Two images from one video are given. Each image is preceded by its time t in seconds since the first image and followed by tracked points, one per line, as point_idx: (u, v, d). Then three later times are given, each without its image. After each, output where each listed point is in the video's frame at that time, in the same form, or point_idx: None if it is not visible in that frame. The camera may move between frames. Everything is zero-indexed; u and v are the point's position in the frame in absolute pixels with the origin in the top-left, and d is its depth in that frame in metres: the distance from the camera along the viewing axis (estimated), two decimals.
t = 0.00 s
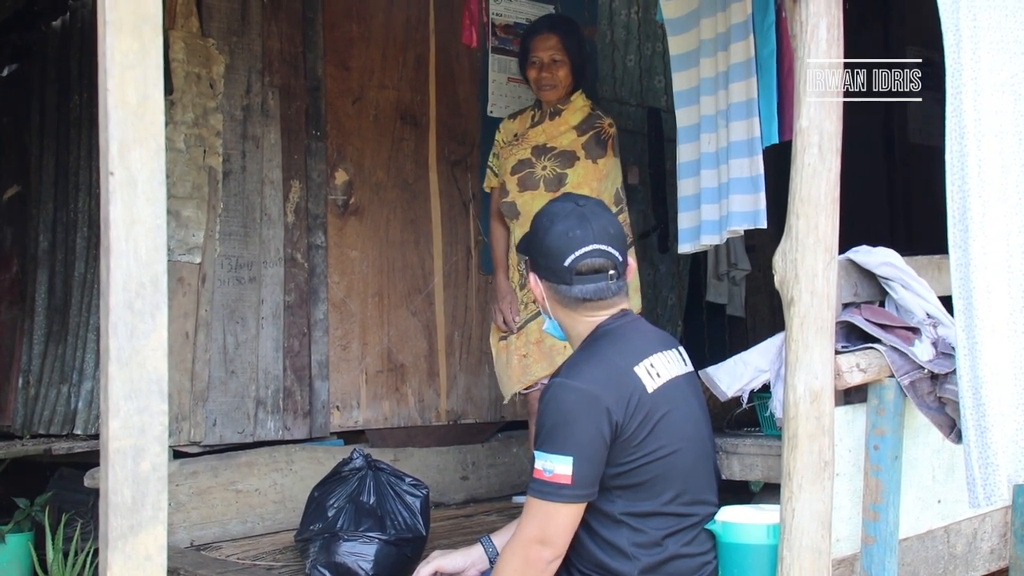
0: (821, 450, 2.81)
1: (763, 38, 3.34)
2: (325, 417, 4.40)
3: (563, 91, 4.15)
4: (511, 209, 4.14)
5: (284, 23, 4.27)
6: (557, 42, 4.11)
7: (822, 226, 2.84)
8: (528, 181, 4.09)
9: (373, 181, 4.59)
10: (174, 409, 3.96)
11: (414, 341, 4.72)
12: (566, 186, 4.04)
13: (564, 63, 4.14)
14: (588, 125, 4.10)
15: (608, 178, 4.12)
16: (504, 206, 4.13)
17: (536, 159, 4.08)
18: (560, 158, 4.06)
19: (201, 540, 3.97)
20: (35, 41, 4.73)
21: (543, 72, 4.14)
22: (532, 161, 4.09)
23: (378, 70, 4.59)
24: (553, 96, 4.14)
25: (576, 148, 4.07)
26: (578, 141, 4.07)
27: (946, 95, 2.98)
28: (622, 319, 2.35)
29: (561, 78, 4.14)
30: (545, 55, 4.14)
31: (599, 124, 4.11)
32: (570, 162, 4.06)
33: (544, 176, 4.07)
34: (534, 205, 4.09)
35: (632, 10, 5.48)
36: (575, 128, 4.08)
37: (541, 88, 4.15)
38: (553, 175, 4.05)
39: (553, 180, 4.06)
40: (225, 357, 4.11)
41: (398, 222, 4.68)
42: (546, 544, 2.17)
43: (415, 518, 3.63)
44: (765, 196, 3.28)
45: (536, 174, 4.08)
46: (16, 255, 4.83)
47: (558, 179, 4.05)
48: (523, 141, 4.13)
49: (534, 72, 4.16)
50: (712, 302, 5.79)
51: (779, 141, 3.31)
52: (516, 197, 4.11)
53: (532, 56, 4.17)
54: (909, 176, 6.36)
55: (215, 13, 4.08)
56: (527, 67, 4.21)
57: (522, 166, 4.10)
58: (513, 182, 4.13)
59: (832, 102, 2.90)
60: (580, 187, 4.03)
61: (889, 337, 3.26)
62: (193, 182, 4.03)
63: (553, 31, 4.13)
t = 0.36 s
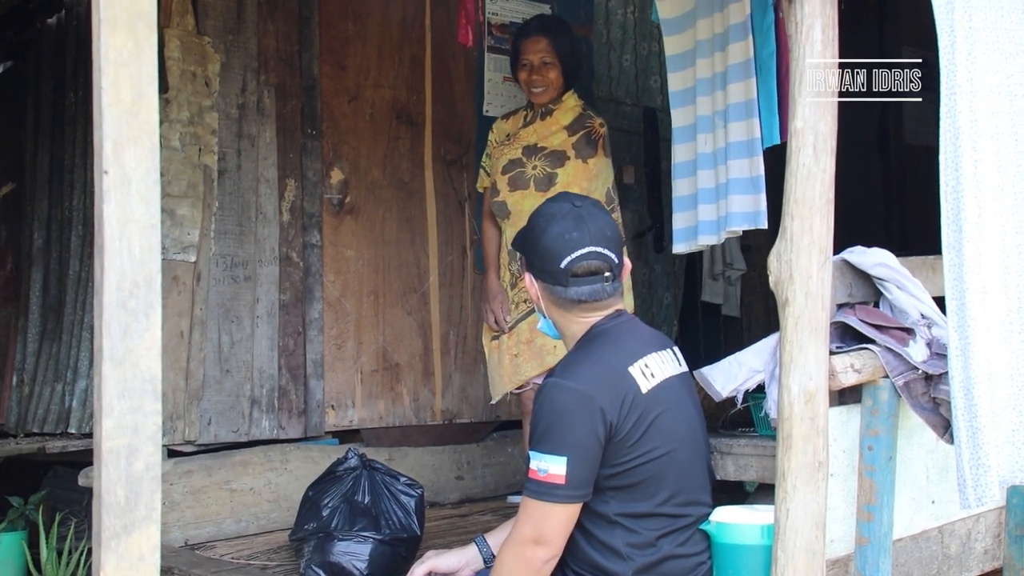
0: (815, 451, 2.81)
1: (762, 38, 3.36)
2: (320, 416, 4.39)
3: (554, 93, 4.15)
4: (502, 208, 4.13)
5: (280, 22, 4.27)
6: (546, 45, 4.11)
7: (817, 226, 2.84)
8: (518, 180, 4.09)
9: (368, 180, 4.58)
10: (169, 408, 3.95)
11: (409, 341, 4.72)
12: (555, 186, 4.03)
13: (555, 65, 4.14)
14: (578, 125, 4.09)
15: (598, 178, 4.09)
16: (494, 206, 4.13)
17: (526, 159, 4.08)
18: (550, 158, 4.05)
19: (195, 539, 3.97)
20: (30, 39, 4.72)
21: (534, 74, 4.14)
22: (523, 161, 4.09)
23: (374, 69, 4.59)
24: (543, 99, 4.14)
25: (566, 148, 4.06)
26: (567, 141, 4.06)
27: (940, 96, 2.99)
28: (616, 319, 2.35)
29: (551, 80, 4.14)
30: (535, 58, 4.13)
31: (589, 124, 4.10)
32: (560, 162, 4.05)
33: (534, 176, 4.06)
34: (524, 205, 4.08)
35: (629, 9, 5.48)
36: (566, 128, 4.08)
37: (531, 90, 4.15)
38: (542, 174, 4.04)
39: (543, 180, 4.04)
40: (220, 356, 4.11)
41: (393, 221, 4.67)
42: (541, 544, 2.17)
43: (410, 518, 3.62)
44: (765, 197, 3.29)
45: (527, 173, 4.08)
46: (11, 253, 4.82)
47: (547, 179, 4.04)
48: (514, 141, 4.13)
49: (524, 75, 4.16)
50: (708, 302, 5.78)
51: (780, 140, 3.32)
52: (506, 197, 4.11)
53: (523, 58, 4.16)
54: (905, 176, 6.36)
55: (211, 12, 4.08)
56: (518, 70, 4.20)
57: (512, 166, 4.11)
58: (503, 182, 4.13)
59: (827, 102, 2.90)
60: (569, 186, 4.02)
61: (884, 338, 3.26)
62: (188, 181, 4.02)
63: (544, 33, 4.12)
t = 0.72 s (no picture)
0: (806, 451, 2.82)
1: (753, 39, 3.36)
2: (311, 417, 4.38)
3: (544, 91, 4.15)
4: (489, 210, 4.14)
5: (270, 23, 4.26)
6: (537, 44, 4.15)
7: (808, 226, 2.85)
8: (506, 181, 4.08)
9: (359, 182, 4.58)
10: (159, 410, 3.94)
11: (400, 342, 4.71)
12: (544, 186, 4.02)
13: (545, 65, 4.16)
14: (566, 126, 4.08)
15: (586, 179, 4.09)
16: (482, 207, 4.13)
17: (514, 160, 4.08)
18: (538, 159, 4.05)
19: (186, 541, 3.96)
20: (19, 41, 4.70)
21: (524, 73, 4.16)
22: (510, 161, 4.09)
23: (364, 70, 4.58)
24: (533, 97, 4.14)
25: (553, 149, 4.05)
26: (556, 142, 4.06)
27: (925, 97, 3.00)
28: (610, 320, 2.36)
29: (542, 78, 4.16)
30: (526, 56, 4.16)
31: (576, 125, 4.09)
32: (548, 163, 4.04)
33: (522, 176, 4.06)
34: (512, 206, 4.07)
35: (619, 11, 5.49)
36: (553, 129, 4.07)
37: (520, 88, 4.16)
38: (530, 175, 4.04)
39: (531, 181, 4.04)
40: (211, 358, 4.09)
41: (384, 222, 4.67)
42: (533, 547, 2.17)
43: (401, 519, 3.62)
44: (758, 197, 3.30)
45: (514, 174, 4.07)
46: None
47: (535, 180, 4.03)
48: (501, 142, 4.14)
49: (514, 74, 4.17)
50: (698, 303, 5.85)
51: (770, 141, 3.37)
52: (494, 198, 4.11)
53: (513, 57, 4.19)
54: (894, 177, 6.39)
55: (201, 13, 4.07)
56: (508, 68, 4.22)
57: (500, 167, 4.11)
58: (491, 183, 4.13)
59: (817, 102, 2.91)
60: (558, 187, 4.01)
61: (874, 338, 3.28)
62: (178, 182, 4.01)
63: (534, 32, 4.17)
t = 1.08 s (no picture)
0: (802, 453, 2.83)
1: (746, 41, 3.37)
2: (307, 420, 4.38)
3: (537, 94, 4.17)
4: (482, 213, 4.14)
5: (265, 26, 4.26)
6: (531, 48, 4.17)
7: (803, 228, 2.86)
8: (499, 184, 4.08)
9: (355, 184, 4.58)
10: (155, 412, 3.94)
11: (396, 345, 4.71)
12: (537, 189, 4.02)
13: (538, 68, 4.18)
14: (558, 129, 4.09)
15: (579, 181, 4.09)
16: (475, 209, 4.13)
17: (506, 163, 4.08)
18: (531, 162, 4.04)
19: (182, 544, 3.96)
20: (15, 44, 4.70)
21: (517, 76, 4.17)
22: (503, 164, 4.08)
23: (360, 72, 4.58)
24: (527, 100, 4.16)
25: (546, 152, 4.06)
26: (547, 145, 4.06)
27: (919, 99, 3.01)
28: (604, 320, 2.37)
29: (535, 82, 4.17)
30: (519, 60, 4.18)
31: (569, 128, 4.10)
32: (541, 166, 4.04)
33: (514, 179, 4.05)
34: (506, 208, 4.07)
35: (614, 13, 5.50)
36: (545, 132, 4.08)
37: (513, 92, 4.18)
38: (523, 178, 4.03)
39: (524, 183, 4.03)
40: (207, 360, 4.09)
41: (380, 224, 4.67)
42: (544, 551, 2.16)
43: (397, 521, 3.63)
44: (753, 199, 3.30)
45: (507, 177, 4.07)
46: None
47: (528, 183, 4.03)
48: (493, 145, 4.13)
49: (507, 77, 4.19)
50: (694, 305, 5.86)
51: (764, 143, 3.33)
52: (487, 200, 4.10)
53: (506, 61, 4.20)
54: (888, 179, 6.40)
55: (196, 16, 4.07)
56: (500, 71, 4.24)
57: (492, 170, 4.10)
58: (483, 186, 4.13)
59: (812, 104, 2.92)
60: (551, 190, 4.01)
61: (870, 340, 3.29)
62: (174, 185, 4.01)
63: (527, 36, 4.18)
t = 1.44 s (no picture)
0: (801, 451, 2.83)
1: (746, 40, 3.37)
2: (306, 418, 4.38)
3: (533, 95, 4.17)
4: (479, 212, 4.13)
5: (264, 24, 4.26)
6: (526, 48, 4.16)
7: (802, 227, 2.86)
8: (496, 184, 4.07)
9: (354, 183, 4.58)
10: (154, 411, 3.94)
11: (395, 343, 4.71)
12: (534, 188, 4.02)
13: (533, 69, 4.17)
14: (553, 128, 4.09)
15: (575, 180, 4.09)
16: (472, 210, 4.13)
17: (503, 163, 4.07)
18: (528, 162, 4.04)
19: (182, 543, 3.96)
20: (14, 42, 4.70)
21: (513, 77, 4.16)
22: (500, 164, 4.08)
23: (359, 71, 4.58)
24: (522, 101, 4.15)
25: (544, 151, 4.06)
26: (544, 144, 4.06)
27: (921, 97, 3.01)
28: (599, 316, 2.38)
29: (530, 83, 4.17)
30: (515, 61, 4.16)
31: (565, 127, 4.11)
32: (537, 165, 4.04)
33: (512, 179, 4.04)
34: (504, 208, 4.06)
35: (614, 11, 5.49)
36: (541, 132, 4.08)
37: (509, 94, 4.17)
38: (520, 178, 4.03)
39: (521, 183, 4.02)
40: (206, 359, 4.09)
41: (380, 223, 4.67)
42: (573, 506, 2.04)
43: (397, 520, 3.63)
44: (750, 198, 3.30)
45: (504, 177, 4.06)
46: None
47: (526, 182, 4.02)
48: (489, 145, 4.13)
49: (502, 79, 4.18)
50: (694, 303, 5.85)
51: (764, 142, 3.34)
52: (484, 201, 4.10)
53: (501, 62, 4.19)
54: (889, 177, 6.40)
55: (196, 14, 4.07)
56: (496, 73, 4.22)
57: (489, 170, 4.10)
58: (480, 186, 4.12)
59: (811, 104, 2.92)
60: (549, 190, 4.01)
61: (869, 338, 3.28)
62: (173, 184, 4.01)
63: (523, 36, 4.18)
